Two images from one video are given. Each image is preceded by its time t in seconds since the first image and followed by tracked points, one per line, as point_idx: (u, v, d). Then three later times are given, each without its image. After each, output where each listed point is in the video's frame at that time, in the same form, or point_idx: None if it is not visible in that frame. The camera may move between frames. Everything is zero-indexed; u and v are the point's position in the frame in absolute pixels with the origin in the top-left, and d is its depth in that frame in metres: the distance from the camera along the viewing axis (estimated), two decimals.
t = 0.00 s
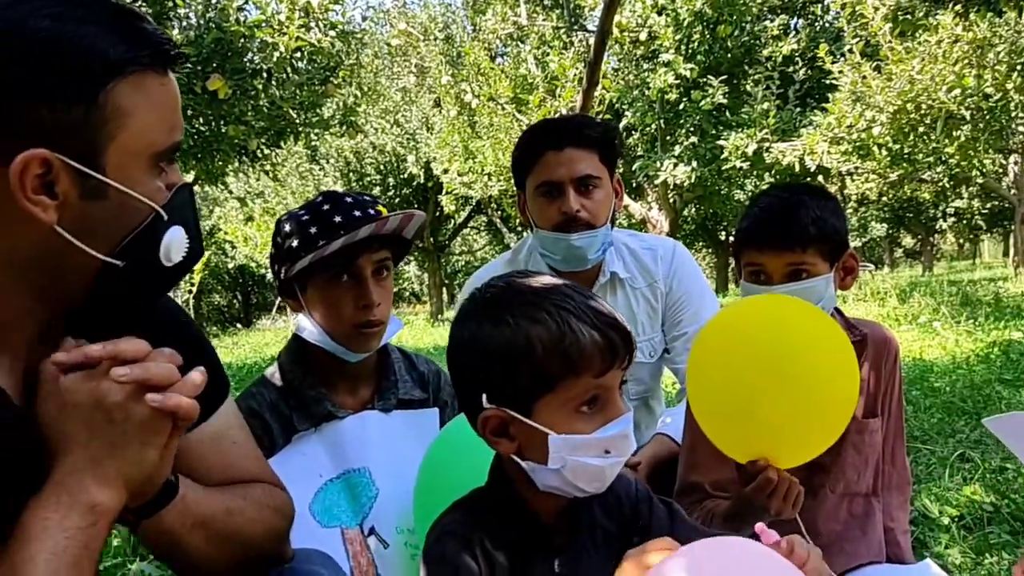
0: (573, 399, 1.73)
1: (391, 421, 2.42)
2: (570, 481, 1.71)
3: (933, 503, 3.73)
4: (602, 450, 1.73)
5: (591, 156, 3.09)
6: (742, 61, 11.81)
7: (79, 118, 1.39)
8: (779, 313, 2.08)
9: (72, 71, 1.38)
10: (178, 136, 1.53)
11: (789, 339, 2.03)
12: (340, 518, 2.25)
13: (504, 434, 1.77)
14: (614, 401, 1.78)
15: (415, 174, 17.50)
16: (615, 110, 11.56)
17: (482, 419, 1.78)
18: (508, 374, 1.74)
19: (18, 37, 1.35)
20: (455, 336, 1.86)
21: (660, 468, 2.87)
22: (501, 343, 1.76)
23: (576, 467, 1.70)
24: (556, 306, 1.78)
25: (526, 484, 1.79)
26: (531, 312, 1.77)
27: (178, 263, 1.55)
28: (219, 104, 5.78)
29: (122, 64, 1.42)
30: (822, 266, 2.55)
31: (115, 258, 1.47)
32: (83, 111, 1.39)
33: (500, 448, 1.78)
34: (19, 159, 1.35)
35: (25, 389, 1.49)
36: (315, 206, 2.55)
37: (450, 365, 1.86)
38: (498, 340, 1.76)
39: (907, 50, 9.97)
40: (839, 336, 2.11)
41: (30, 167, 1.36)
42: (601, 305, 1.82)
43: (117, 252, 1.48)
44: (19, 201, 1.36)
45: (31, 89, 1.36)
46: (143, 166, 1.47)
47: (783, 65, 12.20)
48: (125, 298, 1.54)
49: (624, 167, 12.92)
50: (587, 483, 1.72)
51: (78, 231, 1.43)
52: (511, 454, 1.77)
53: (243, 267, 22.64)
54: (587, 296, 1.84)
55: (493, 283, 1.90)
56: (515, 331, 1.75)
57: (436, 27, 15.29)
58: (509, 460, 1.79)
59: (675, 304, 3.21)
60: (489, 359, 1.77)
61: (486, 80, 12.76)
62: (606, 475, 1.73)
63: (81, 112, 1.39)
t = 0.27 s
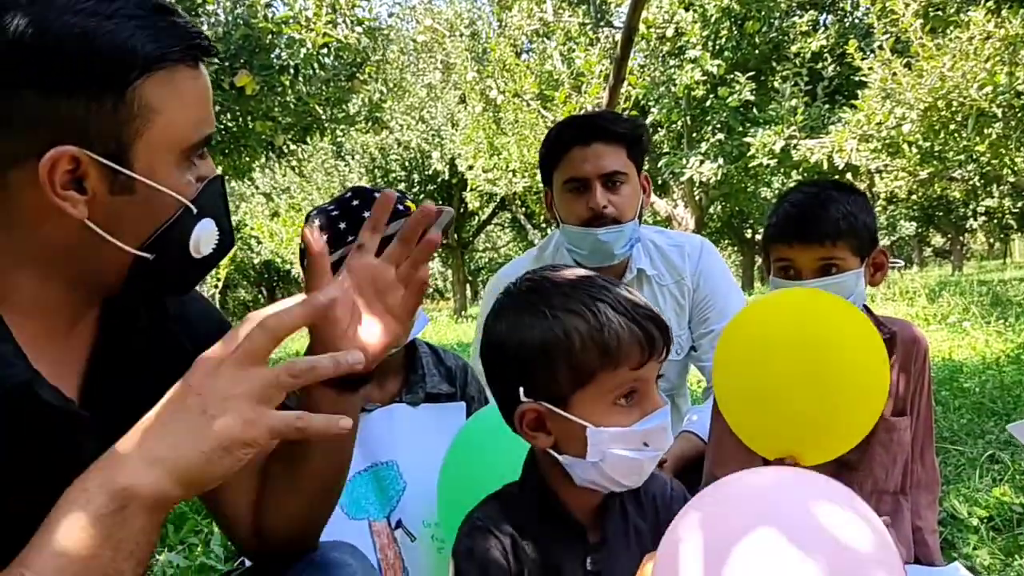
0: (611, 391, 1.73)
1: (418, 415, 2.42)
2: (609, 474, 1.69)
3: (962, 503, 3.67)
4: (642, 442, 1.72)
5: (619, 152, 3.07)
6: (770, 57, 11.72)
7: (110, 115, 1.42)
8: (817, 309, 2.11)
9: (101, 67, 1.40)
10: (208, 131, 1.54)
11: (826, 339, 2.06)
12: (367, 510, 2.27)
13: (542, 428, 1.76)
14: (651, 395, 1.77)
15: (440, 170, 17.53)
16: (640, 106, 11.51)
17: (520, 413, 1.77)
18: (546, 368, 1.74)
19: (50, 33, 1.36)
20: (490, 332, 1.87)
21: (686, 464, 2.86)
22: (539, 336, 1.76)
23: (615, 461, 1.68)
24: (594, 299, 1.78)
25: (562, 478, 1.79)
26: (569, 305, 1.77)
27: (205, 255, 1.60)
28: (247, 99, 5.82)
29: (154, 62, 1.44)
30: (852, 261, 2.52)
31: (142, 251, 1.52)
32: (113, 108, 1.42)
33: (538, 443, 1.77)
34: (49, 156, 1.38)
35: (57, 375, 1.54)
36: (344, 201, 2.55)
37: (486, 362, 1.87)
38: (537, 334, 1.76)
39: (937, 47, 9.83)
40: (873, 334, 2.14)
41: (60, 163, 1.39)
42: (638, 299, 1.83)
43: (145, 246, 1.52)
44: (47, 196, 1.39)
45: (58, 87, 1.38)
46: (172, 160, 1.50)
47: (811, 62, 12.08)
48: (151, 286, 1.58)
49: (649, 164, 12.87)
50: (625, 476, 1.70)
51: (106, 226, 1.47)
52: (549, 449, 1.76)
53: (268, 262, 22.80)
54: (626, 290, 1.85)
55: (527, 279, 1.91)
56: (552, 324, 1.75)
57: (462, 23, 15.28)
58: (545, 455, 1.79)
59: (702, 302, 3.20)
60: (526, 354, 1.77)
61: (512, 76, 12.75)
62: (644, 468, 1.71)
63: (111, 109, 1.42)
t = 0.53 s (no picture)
0: (642, 385, 1.73)
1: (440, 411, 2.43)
2: (641, 470, 1.70)
3: (986, 505, 3.63)
4: (673, 436, 1.73)
5: (642, 150, 3.06)
6: (793, 55, 11.64)
7: (158, 118, 1.47)
8: (842, 303, 2.21)
9: (153, 73, 1.45)
10: (246, 139, 1.60)
11: (852, 330, 2.17)
12: (390, 505, 2.31)
13: (573, 423, 1.77)
14: (681, 390, 1.78)
15: (461, 168, 17.55)
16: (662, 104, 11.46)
17: (550, 409, 1.78)
18: (577, 362, 1.75)
19: (103, 38, 1.41)
20: (520, 329, 1.87)
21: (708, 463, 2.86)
22: (570, 331, 1.76)
23: (646, 456, 1.69)
24: (624, 294, 1.79)
25: (590, 475, 1.79)
26: (599, 300, 1.78)
27: (241, 256, 1.64)
28: (270, 97, 5.86)
29: (200, 69, 1.49)
30: (875, 259, 2.51)
31: (183, 250, 1.56)
32: (161, 110, 1.46)
33: (566, 437, 1.78)
34: (100, 155, 1.42)
35: (102, 366, 1.58)
36: (369, 198, 2.57)
37: (515, 359, 1.88)
38: (567, 328, 1.77)
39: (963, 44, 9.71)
40: (899, 325, 2.24)
41: (109, 163, 1.43)
42: (668, 295, 1.83)
43: (185, 245, 1.57)
44: (97, 194, 1.44)
45: (112, 90, 1.42)
46: (214, 164, 1.55)
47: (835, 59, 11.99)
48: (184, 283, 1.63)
49: (671, 162, 12.83)
50: (656, 472, 1.71)
51: (151, 224, 1.51)
52: (579, 445, 1.76)
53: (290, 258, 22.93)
54: (654, 286, 1.86)
55: (555, 276, 1.92)
56: (583, 318, 1.76)
57: (483, 21, 15.28)
58: (575, 451, 1.79)
59: (724, 300, 3.19)
60: (556, 348, 1.77)
61: (534, 74, 12.73)
62: (675, 463, 1.72)
63: (158, 112, 1.46)
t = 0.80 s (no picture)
0: (654, 384, 1.73)
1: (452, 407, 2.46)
2: (653, 469, 1.71)
3: (998, 504, 3.62)
4: (685, 435, 1.74)
5: (652, 148, 3.06)
6: (804, 53, 11.60)
7: (185, 109, 1.48)
8: (848, 303, 2.24)
9: (180, 66, 1.46)
10: (267, 134, 1.61)
11: (858, 330, 2.18)
12: (401, 502, 2.32)
13: (584, 420, 1.78)
14: (692, 388, 1.78)
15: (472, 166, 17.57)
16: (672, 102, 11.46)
17: (561, 405, 1.79)
18: (589, 359, 1.75)
19: (130, 33, 1.43)
20: (533, 324, 1.88)
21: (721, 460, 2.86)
22: (582, 328, 1.77)
23: (657, 453, 1.69)
24: (636, 291, 1.79)
25: (601, 472, 1.79)
26: (611, 298, 1.78)
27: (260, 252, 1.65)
28: (281, 95, 5.88)
29: (222, 62, 1.51)
30: (888, 258, 2.51)
31: (206, 243, 1.57)
32: (187, 101, 1.48)
33: (577, 433, 1.79)
34: (129, 146, 1.44)
35: (119, 363, 1.58)
36: (381, 196, 2.58)
37: (527, 355, 1.88)
38: (579, 325, 1.77)
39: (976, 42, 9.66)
40: (906, 325, 2.26)
41: (137, 154, 1.45)
42: (681, 294, 1.83)
43: (208, 239, 1.57)
44: (124, 184, 1.45)
45: (142, 85, 1.44)
46: (237, 158, 1.56)
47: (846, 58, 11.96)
48: (202, 280, 1.64)
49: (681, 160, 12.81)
50: (668, 470, 1.72)
51: (175, 217, 1.52)
52: (589, 441, 1.77)
53: (300, 256, 22.99)
54: (667, 284, 1.86)
55: (567, 273, 1.92)
56: (594, 316, 1.76)
57: (493, 19, 15.28)
58: (585, 447, 1.80)
59: (734, 298, 3.19)
60: (568, 345, 1.78)
61: (544, 72, 12.73)
62: (686, 461, 1.73)
63: (185, 104, 1.48)
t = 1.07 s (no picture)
0: (661, 384, 1.74)
1: (461, 405, 2.49)
2: (659, 470, 1.71)
3: (1006, 504, 3.62)
4: (692, 436, 1.75)
5: (661, 148, 3.06)
6: (812, 52, 11.56)
7: (192, 109, 1.49)
8: (855, 303, 2.23)
9: (187, 65, 1.47)
10: (277, 133, 1.62)
11: (865, 331, 2.19)
12: (411, 499, 2.34)
13: (590, 420, 1.79)
14: (699, 389, 1.78)
15: (479, 165, 17.63)
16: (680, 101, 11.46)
17: (569, 405, 1.80)
18: (597, 359, 1.76)
19: (135, 33, 1.43)
20: (541, 323, 1.88)
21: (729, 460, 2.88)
22: (590, 329, 1.77)
23: (665, 455, 1.70)
24: (646, 293, 1.79)
25: (608, 472, 1.80)
26: (620, 297, 1.78)
27: (269, 252, 1.66)
28: (289, 94, 5.89)
29: (230, 61, 1.51)
30: (900, 259, 2.51)
31: (214, 245, 1.58)
32: (193, 101, 1.48)
33: (583, 432, 1.80)
34: (135, 147, 1.45)
35: (125, 366, 1.59)
36: (392, 195, 2.59)
37: (535, 354, 1.89)
38: (587, 325, 1.78)
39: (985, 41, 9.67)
40: (914, 324, 2.26)
41: (144, 155, 1.46)
42: (691, 296, 1.83)
43: (216, 240, 1.58)
44: (130, 185, 1.46)
45: (148, 86, 1.45)
46: (246, 157, 1.57)
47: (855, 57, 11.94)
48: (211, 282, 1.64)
49: (689, 159, 12.80)
50: (676, 471, 1.72)
51: (182, 218, 1.53)
52: (596, 441, 1.78)
53: (307, 254, 23.03)
54: (675, 284, 1.86)
55: (575, 272, 1.93)
56: (603, 316, 1.77)
57: (501, 18, 15.29)
58: (591, 447, 1.81)
59: (743, 299, 3.19)
60: (576, 345, 1.78)
61: (551, 71, 12.73)
62: (693, 463, 1.74)
63: (192, 104, 1.48)
